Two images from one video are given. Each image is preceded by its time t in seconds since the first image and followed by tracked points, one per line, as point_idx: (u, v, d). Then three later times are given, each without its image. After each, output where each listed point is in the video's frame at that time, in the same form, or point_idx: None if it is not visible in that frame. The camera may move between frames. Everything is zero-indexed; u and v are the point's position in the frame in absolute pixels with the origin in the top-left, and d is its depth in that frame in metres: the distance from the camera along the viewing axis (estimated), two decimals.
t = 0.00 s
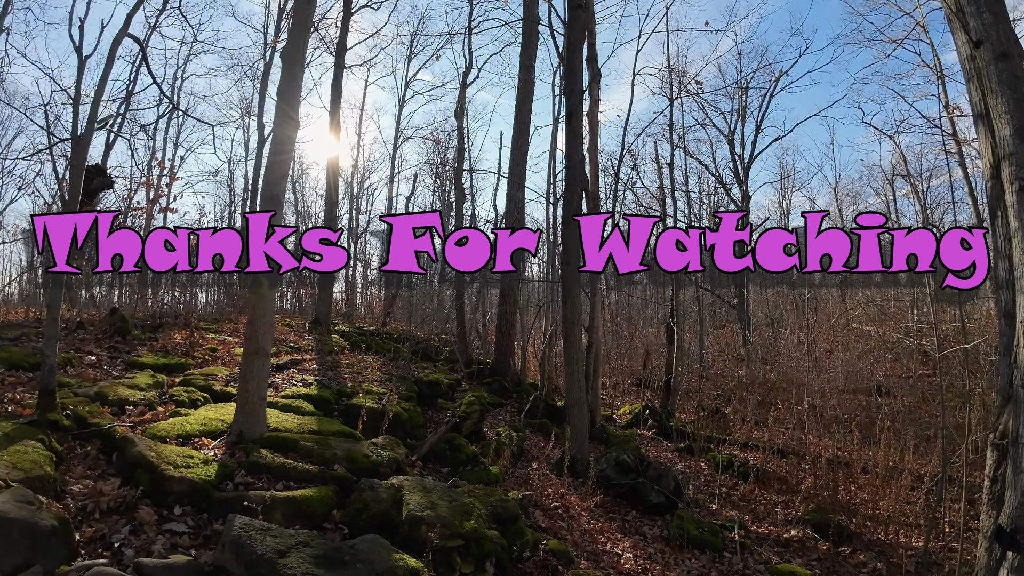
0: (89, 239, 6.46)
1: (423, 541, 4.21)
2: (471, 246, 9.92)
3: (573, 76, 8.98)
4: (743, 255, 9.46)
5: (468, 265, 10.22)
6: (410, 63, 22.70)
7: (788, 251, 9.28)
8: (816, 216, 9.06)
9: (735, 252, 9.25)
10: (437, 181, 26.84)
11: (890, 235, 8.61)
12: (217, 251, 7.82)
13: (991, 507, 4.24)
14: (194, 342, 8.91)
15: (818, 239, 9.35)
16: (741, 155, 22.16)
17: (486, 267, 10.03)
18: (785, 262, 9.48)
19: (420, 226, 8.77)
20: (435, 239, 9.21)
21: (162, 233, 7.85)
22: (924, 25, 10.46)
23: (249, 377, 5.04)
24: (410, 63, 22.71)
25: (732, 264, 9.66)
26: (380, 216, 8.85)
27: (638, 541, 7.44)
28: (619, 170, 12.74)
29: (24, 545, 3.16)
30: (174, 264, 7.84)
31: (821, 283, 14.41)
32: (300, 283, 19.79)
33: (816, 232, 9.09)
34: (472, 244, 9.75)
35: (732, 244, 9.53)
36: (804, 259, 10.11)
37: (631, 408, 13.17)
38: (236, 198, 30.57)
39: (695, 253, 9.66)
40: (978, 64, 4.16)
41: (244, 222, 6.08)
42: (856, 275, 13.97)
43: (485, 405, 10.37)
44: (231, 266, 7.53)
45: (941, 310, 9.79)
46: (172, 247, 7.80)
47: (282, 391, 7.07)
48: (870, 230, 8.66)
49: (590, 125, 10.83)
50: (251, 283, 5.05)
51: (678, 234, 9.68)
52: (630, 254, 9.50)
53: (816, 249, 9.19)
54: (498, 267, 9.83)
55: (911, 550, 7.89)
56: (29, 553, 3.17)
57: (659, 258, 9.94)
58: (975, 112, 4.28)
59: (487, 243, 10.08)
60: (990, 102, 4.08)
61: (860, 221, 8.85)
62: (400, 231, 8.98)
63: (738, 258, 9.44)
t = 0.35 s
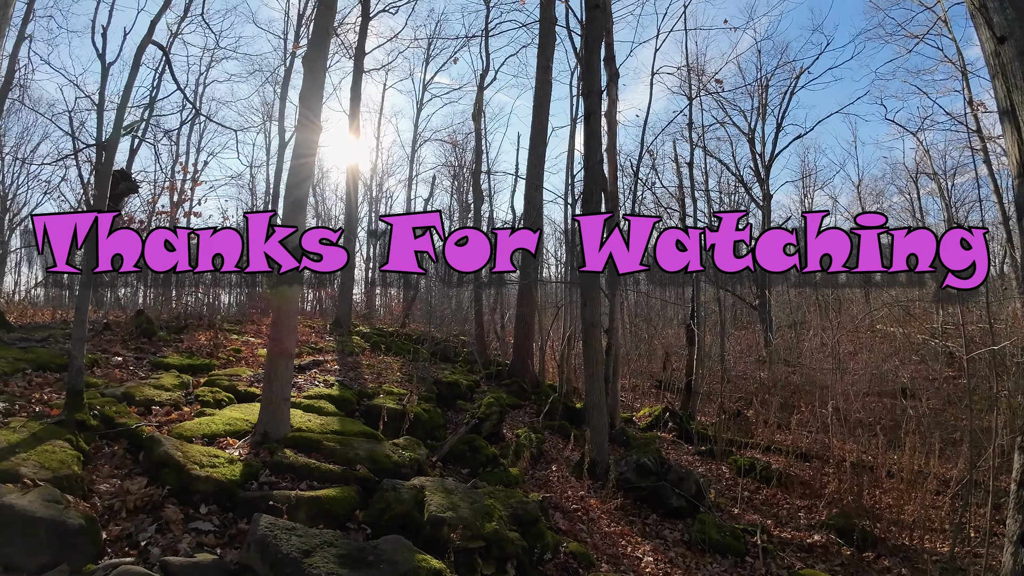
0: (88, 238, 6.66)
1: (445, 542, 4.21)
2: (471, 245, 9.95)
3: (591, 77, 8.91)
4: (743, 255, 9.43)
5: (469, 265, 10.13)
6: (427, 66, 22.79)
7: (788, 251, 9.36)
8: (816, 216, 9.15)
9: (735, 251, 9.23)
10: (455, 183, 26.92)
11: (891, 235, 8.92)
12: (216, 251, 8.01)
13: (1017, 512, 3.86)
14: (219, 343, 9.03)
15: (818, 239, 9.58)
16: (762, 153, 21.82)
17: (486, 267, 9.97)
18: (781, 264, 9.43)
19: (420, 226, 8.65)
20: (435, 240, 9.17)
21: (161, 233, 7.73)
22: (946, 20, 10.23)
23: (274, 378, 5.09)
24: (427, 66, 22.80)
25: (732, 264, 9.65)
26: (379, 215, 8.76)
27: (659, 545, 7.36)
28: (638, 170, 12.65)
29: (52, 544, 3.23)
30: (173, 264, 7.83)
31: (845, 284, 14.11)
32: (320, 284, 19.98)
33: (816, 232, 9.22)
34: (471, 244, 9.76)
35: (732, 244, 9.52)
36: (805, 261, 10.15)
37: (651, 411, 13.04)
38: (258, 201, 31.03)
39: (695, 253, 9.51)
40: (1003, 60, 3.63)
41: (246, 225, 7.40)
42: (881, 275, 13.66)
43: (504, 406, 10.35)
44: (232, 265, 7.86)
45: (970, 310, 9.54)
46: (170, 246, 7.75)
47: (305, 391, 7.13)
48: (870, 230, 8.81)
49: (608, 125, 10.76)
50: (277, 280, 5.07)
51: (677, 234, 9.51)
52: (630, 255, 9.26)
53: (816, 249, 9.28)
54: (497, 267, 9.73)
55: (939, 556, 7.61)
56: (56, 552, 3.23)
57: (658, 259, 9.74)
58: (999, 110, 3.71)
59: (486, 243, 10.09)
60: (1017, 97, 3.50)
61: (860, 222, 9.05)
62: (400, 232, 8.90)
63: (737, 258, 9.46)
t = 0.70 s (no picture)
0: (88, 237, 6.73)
1: (469, 544, 4.20)
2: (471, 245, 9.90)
3: (611, 77, 8.85)
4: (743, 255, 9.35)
5: (470, 265, 10.05)
6: (447, 69, 22.90)
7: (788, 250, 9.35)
8: (816, 217, 9.40)
9: (735, 251, 9.11)
10: (475, 186, 27.01)
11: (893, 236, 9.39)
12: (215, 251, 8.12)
13: None
14: (244, 344, 9.16)
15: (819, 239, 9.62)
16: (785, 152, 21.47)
17: (486, 267, 9.90)
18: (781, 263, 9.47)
19: (419, 227, 8.62)
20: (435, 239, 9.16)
21: (161, 233, 7.46)
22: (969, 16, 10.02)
23: (300, 380, 5.14)
24: (447, 70, 22.91)
25: (732, 265, 9.55)
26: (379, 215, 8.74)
27: (682, 550, 7.28)
28: (660, 170, 12.54)
29: (81, 541, 3.30)
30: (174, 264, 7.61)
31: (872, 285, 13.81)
32: (343, 287, 20.19)
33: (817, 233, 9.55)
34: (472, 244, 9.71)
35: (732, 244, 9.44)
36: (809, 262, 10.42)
37: (673, 414, 12.90)
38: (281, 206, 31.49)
39: (695, 253, 9.37)
40: None
41: (246, 225, 7.65)
42: (910, 276, 13.34)
43: (526, 408, 10.33)
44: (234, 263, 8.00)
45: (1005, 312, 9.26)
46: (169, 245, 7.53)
47: (329, 392, 7.20)
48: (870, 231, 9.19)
49: (629, 126, 10.69)
50: (302, 280, 5.09)
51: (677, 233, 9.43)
52: (630, 254, 8.94)
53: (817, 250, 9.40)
54: (498, 267, 9.67)
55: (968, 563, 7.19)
56: (85, 550, 3.31)
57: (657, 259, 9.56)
58: None
59: (487, 243, 10.03)
60: None
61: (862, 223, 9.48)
62: (400, 233, 8.88)
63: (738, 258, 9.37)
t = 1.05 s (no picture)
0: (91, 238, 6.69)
1: (490, 546, 4.19)
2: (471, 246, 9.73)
3: (630, 78, 8.78)
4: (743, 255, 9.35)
5: (470, 265, 9.92)
6: (465, 72, 22.99)
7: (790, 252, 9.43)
8: (816, 217, 9.47)
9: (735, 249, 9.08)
10: (493, 188, 27.05)
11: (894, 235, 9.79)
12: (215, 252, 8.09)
13: None
14: (267, 345, 9.27)
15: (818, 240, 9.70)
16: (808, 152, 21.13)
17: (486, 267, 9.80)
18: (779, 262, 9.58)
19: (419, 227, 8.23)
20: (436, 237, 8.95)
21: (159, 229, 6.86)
22: (991, 13, 9.85)
23: (322, 381, 5.18)
24: (465, 73, 23.00)
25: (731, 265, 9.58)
26: (378, 214, 8.30)
27: (703, 556, 7.18)
28: (680, 171, 12.41)
29: (108, 539, 3.34)
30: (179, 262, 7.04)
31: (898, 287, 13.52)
32: (363, 289, 20.36)
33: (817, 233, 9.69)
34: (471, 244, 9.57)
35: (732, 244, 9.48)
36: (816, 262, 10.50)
37: (694, 417, 12.75)
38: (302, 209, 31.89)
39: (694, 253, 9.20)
40: None
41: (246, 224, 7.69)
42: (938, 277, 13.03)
43: (545, 411, 10.29)
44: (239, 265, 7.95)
45: None
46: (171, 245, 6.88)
47: (351, 392, 7.25)
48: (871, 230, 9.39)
49: (649, 127, 10.60)
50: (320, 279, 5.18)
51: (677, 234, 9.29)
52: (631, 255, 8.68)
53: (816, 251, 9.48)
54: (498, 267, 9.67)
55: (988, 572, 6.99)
56: (112, 548, 3.34)
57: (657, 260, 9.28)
58: None
59: (488, 244, 9.85)
60: None
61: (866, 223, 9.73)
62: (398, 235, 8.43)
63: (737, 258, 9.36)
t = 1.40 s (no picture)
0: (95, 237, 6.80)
1: (513, 550, 4.18)
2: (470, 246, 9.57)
3: (652, 78, 8.71)
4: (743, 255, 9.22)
5: (471, 265, 9.74)
6: (485, 76, 23.08)
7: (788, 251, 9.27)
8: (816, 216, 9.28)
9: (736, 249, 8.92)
10: (514, 191, 27.07)
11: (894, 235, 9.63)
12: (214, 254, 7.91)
13: None
14: (292, 346, 9.39)
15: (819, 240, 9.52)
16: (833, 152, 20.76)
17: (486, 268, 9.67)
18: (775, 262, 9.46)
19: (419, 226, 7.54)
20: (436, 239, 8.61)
21: (161, 231, 6.49)
22: None
23: (347, 382, 5.22)
24: (485, 76, 23.08)
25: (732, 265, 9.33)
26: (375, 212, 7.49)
27: (727, 563, 7.07)
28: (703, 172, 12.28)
29: (137, 537, 3.40)
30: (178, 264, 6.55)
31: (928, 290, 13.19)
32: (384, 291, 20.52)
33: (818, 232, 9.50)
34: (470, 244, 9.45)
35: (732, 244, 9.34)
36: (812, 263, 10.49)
37: (717, 422, 12.57)
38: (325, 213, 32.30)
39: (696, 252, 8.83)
40: None
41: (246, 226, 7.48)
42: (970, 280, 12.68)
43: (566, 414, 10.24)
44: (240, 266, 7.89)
45: None
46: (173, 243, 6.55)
47: (374, 394, 7.30)
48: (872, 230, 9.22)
49: (671, 128, 10.51)
50: (354, 271, 5.18)
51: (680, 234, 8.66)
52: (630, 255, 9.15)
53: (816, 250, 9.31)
54: (498, 267, 9.67)
55: None
56: (141, 545, 3.40)
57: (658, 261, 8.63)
58: None
59: (487, 244, 9.67)
60: None
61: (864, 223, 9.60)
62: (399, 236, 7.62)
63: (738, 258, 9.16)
